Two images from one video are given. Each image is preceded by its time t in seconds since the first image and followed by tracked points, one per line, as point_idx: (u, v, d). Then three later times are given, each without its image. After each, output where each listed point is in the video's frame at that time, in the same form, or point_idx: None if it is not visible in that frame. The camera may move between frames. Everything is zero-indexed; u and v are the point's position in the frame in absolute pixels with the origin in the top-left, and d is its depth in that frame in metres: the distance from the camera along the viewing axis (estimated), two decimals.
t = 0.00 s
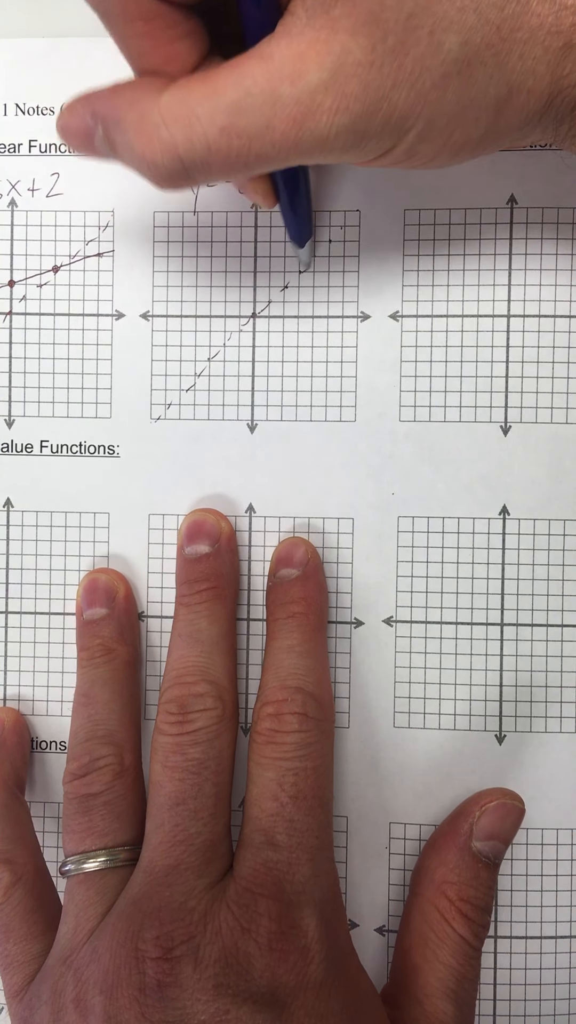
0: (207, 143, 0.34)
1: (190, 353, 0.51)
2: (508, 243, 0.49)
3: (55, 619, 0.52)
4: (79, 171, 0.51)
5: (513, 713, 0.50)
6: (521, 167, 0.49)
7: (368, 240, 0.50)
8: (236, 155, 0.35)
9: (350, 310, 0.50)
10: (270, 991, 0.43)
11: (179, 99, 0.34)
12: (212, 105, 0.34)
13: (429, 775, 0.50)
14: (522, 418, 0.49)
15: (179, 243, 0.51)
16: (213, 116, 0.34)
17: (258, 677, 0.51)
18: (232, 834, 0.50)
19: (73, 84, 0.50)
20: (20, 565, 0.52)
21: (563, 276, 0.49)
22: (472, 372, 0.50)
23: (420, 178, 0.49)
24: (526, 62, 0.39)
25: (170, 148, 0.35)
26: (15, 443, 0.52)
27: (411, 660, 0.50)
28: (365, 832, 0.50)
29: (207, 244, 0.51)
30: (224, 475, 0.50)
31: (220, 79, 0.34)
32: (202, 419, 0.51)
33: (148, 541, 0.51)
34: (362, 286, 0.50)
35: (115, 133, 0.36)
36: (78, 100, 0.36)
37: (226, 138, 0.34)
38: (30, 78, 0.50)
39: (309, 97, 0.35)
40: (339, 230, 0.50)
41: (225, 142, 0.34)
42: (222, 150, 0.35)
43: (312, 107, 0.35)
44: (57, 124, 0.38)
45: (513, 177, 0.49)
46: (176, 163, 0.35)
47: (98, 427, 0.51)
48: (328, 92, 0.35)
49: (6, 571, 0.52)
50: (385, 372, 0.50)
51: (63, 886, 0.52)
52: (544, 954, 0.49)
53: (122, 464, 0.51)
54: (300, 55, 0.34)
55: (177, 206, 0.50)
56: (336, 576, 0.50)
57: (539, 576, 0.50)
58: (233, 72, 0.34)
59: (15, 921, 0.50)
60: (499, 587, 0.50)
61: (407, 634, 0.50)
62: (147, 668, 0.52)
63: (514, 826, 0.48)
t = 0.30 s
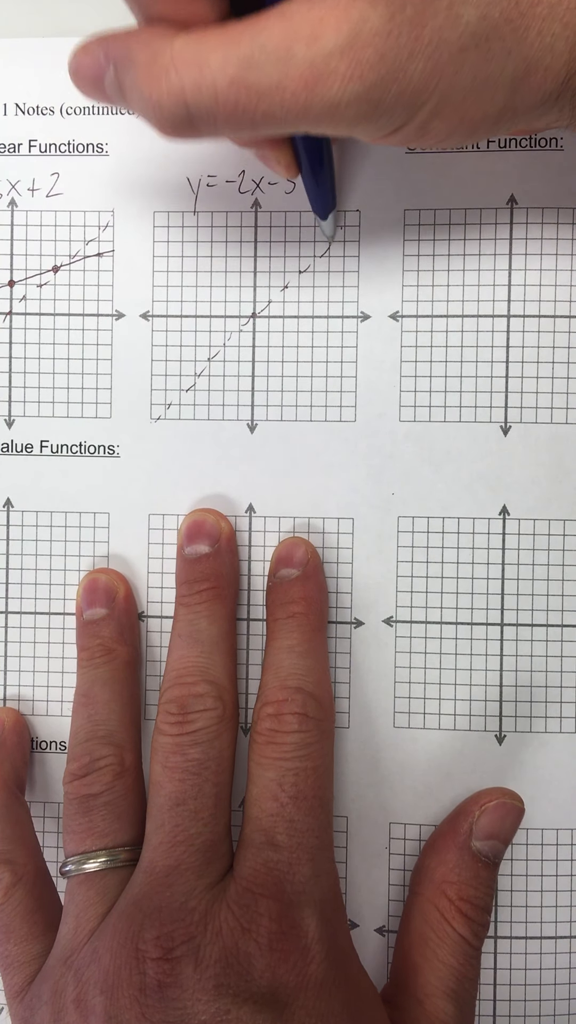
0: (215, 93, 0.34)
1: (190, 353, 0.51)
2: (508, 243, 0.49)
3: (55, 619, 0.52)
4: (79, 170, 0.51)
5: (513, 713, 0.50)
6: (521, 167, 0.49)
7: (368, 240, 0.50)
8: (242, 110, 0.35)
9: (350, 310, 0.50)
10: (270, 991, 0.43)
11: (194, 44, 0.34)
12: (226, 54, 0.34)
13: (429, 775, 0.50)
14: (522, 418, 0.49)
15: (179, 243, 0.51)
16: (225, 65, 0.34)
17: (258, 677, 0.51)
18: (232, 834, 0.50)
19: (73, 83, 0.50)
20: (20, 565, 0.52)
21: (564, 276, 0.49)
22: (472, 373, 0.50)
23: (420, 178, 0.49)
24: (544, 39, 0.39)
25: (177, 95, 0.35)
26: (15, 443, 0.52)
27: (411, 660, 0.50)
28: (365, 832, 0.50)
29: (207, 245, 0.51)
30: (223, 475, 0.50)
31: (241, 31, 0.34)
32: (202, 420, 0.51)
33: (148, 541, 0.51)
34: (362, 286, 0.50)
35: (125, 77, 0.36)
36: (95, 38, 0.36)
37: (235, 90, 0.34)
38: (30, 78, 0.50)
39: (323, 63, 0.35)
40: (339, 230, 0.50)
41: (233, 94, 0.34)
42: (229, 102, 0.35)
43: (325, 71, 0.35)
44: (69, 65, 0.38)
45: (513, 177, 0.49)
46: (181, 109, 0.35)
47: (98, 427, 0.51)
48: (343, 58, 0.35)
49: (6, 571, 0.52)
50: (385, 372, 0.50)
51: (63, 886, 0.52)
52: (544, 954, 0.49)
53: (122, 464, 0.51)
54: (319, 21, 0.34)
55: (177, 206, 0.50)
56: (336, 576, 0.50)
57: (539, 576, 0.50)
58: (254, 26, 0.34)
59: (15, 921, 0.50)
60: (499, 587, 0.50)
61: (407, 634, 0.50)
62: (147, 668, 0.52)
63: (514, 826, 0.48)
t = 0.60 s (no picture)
0: (227, 72, 0.34)
1: (190, 353, 0.51)
2: (508, 243, 0.49)
3: (55, 619, 0.52)
4: (78, 170, 0.51)
5: (513, 713, 0.50)
6: (522, 166, 0.49)
7: (369, 240, 0.50)
8: (253, 89, 0.34)
9: (350, 310, 0.50)
10: (271, 991, 0.43)
11: (208, 20, 0.33)
12: (239, 30, 0.33)
13: (429, 775, 0.50)
14: (522, 418, 0.49)
15: (179, 243, 0.51)
16: (238, 43, 0.33)
17: (258, 677, 0.51)
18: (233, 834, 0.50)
19: (73, 83, 0.50)
20: (20, 565, 0.52)
21: (563, 276, 0.49)
22: (471, 373, 0.50)
23: (420, 178, 0.49)
24: (559, 23, 0.38)
25: (188, 72, 0.34)
26: (15, 442, 0.52)
27: (411, 660, 0.50)
28: (365, 832, 0.50)
29: (207, 244, 0.51)
30: (223, 475, 0.50)
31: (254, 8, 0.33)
32: (202, 420, 0.51)
33: (148, 541, 0.51)
34: (362, 286, 0.50)
35: (136, 54, 0.35)
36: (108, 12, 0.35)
37: (246, 70, 0.34)
38: (29, 77, 0.50)
39: (336, 44, 0.34)
40: (339, 230, 0.50)
41: (244, 74, 0.34)
42: (239, 83, 0.34)
43: (339, 53, 0.34)
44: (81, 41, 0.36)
45: (514, 176, 0.49)
46: (192, 87, 0.34)
47: (98, 427, 0.51)
48: (356, 40, 0.34)
49: (6, 571, 0.52)
50: (385, 372, 0.50)
51: (63, 886, 0.52)
52: (543, 954, 0.49)
53: (122, 464, 0.51)
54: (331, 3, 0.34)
55: (177, 205, 0.50)
56: (336, 576, 0.50)
57: (539, 576, 0.50)
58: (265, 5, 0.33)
59: (15, 921, 0.50)
60: (499, 587, 0.50)
61: (407, 634, 0.50)
62: (147, 668, 0.52)
63: (514, 826, 0.48)
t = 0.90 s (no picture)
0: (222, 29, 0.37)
1: (190, 353, 0.51)
2: (508, 244, 0.49)
3: (55, 619, 0.52)
4: (78, 170, 0.51)
5: (513, 713, 0.50)
6: (522, 166, 0.49)
7: (368, 240, 0.50)
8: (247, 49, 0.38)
9: (350, 310, 0.50)
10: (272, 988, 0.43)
11: None
12: None
13: (429, 775, 0.50)
14: (522, 418, 0.49)
15: (178, 243, 0.51)
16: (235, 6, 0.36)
17: (259, 678, 0.51)
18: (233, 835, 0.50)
19: (73, 82, 0.50)
20: (20, 565, 0.52)
21: (563, 276, 0.49)
22: (471, 373, 0.50)
23: (420, 178, 0.49)
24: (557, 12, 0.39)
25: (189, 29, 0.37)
26: (15, 442, 0.52)
27: (411, 660, 0.50)
28: (365, 832, 0.50)
29: (207, 245, 0.51)
30: (224, 475, 0.50)
31: None
32: (202, 420, 0.51)
33: (148, 541, 0.51)
34: (362, 286, 0.50)
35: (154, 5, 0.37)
36: None
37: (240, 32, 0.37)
38: (29, 77, 0.50)
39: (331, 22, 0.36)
40: (339, 230, 0.50)
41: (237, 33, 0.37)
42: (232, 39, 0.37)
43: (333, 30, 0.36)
44: None
45: (514, 176, 0.49)
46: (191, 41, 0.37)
47: (98, 427, 0.51)
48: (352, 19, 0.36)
49: (6, 570, 0.52)
50: (385, 372, 0.50)
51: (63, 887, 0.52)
52: (543, 954, 0.49)
53: (122, 464, 0.51)
54: None
55: (177, 205, 0.50)
56: (336, 576, 0.50)
57: (539, 576, 0.50)
58: None
59: (10, 920, 0.50)
60: (499, 587, 0.50)
61: (407, 634, 0.50)
62: (147, 668, 0.52)
63: (511, 824, 0.47)
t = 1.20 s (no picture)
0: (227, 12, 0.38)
1: (190, 354, 0.51)
2: (508, 244, 0.49)
3: (55, 621, 0.52)
4: (78, 171, 0.51)
5: (515, 714, 0.49)
6: (521, 166, 0.49)
7: (369, 240, 0.50)
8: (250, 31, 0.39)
9: (350, 311, 0.50)
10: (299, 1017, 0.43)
11: None
12: None
13: (431, 777, 0.49)
14: (522, 418, 0.49)
15: (178, 244, 0.51)
16: None
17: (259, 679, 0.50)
18: (234, 836, 0.50)
19: (73, 85, 0.50)
20: (20, 567, 0.52)
21: (564, 276, 0.49)
22: (472, 373, 0.50)
23: (420, 178, 0.49)
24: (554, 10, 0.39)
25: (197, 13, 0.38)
26: (15, 444, 0.52)
27: (412, 660, 0.50)
28: (367, 833, 0.49)
29: (208, 246, 0.51)
30: (224, 475, 0.50)
31: None
32: (202, 421, 0.51)
33: (149, 541, 0.51)
34: (362, 286, 0.50)
35: None
36: None
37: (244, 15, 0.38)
38: (29, 79, 0.50)
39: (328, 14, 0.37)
40: (340, 231, 0.50)
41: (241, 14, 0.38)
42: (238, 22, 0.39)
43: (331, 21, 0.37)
44: None
45: (513, 176, 0.49)
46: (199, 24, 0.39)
47: (98, 428, 0.51)
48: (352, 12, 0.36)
49: (6, 572, 0.52)
50: (386, 373, 0.50)
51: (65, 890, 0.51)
52: (545, 954, 0.49)
53: (122, 465, 0.51)
54: None
55: (177, 207, 0.50)
56: (336, 575, 0.50)
57: (540, 577, 0.50)
58: None
59: None
60: (500, 587, 0.50)
61: (408, 634, 0.50)
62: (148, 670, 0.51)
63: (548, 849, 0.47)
